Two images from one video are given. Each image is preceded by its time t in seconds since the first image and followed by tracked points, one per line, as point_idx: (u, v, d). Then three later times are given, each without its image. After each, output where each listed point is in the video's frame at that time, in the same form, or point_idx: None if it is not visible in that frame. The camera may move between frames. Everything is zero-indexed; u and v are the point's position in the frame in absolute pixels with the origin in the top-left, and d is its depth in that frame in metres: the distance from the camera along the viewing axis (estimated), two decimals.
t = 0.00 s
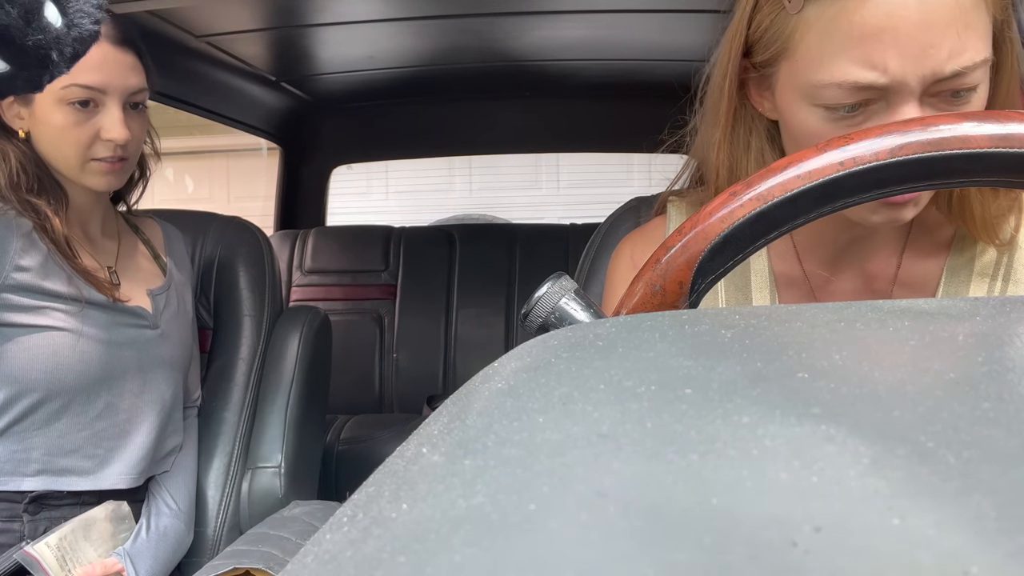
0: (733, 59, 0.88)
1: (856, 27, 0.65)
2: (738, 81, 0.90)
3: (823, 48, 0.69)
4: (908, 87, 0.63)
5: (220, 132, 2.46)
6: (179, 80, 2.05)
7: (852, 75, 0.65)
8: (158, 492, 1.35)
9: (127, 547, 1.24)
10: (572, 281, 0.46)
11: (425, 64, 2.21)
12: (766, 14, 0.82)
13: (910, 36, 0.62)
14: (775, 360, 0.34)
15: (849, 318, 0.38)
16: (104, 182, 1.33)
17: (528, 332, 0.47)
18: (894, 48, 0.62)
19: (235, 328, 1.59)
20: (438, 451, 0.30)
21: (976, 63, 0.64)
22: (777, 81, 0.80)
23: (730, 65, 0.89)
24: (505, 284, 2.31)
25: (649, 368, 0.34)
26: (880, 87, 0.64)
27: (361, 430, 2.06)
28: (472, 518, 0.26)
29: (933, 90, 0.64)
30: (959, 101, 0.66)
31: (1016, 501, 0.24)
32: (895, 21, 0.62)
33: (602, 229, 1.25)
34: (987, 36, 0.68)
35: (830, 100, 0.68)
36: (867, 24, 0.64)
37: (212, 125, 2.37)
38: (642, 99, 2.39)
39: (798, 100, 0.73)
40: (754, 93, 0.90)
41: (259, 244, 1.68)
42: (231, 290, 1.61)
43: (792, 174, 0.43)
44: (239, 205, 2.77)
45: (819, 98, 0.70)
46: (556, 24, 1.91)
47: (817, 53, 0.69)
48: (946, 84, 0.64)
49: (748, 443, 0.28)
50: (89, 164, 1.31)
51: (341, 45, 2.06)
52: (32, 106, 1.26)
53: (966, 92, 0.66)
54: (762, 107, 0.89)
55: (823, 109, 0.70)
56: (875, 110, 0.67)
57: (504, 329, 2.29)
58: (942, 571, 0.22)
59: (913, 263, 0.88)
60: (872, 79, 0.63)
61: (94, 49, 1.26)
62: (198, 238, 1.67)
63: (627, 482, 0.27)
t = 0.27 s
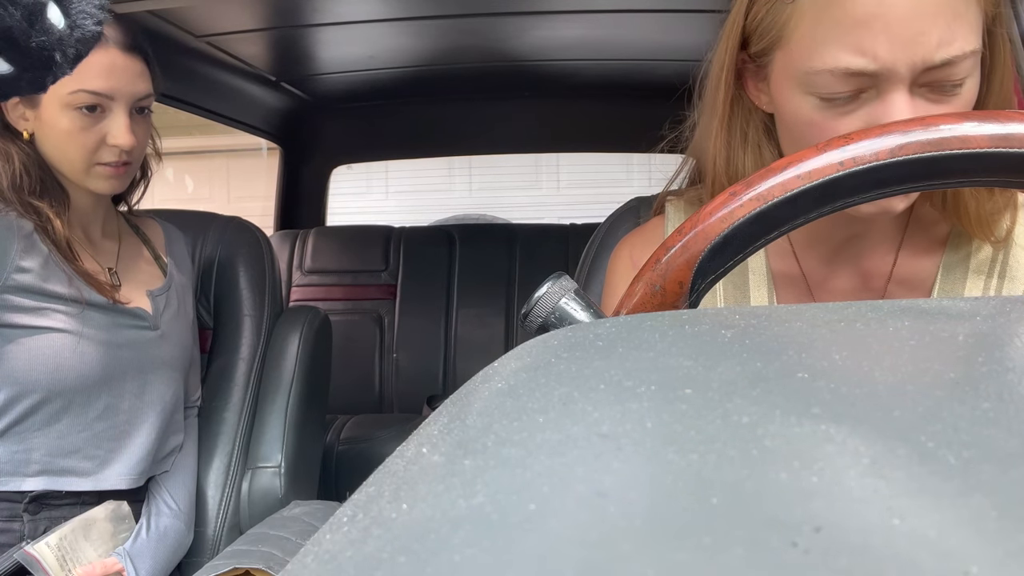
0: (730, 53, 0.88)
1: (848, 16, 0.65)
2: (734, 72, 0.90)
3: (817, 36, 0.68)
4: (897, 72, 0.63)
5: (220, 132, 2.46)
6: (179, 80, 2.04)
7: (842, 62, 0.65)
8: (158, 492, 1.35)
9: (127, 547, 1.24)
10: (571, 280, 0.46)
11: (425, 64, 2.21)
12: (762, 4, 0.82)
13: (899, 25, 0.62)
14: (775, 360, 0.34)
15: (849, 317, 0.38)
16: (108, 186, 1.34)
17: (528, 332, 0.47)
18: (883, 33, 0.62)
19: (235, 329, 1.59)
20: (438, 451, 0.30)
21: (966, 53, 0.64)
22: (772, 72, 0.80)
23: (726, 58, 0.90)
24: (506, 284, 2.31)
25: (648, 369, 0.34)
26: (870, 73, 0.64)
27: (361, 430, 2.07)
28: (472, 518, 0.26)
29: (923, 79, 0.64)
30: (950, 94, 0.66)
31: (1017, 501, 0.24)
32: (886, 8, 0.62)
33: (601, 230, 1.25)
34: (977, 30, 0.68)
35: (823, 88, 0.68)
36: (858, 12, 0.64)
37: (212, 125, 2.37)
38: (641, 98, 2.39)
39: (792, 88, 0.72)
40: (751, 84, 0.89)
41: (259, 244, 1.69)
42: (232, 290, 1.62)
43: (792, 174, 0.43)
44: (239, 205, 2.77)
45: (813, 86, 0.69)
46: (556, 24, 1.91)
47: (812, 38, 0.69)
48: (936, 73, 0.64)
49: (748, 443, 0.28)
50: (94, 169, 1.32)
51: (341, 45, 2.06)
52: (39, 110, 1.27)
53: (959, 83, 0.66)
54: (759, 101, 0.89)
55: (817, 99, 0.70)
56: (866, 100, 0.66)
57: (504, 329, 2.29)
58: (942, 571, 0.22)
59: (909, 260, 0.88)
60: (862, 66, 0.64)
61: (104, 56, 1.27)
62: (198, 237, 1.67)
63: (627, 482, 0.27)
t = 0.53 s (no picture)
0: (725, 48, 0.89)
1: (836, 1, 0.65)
2: (727, 64, 0.91)
3: (807, 24, 0.69)
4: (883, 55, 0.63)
5: (220, 132, 2.46)
6: (179, 80, 2.05)
7: (831, 47, 0.66)
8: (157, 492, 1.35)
9: (127, 547, 1.24)
10: (571, 280, 0.46)
11: (425, 64, 2.21)
12: None
13: (887, 9, 0.62)
14: (775, 361, 0.34)
15: (849, 318, 0.38)
16: (108, 189, 1.33)
17: (528, 332, 0.47)
18: (869, 17, 0.63)
19: (235, 329, 1.59)
20: (438, 451, 0.30)
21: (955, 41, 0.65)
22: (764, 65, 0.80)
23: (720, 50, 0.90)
24: (506, 284, 2.31)
25: (648, 369, 0.34)
26: (858, 58, 0.64)
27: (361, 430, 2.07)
28: (472, 518, 0.26)
29: (911, 66, 0.64)
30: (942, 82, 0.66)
31: (1016, 501, 0.24)
32: None
33: (599, 231, 1.25)
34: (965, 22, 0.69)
35: (812, 73, 0.68)
36: None
37: (212, 125, 2.37)
38: (641, 98, 2.39)
39: (784, 76, 0.72)
40: (745, 77, 0.90)
41: (259, 244, 1.69)
42: (232, 290, 1.62)
43: (792, 174, 0.43)
44: (239, 206, 2.77)
45: (803, 72, 0.69)
46: (556, 24, 1.91)
47: (803, 24, 0.69)
48: (923, 60, 0.64)
49: (748, 443, 0.28)
50: (95, 172, 1.31)
51: (341, 45, 2.06)
52: (40, 112, 1.26)
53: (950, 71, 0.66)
54: (753, 94, 0.89)
55: (807, 84, 0.70)
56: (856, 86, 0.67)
57: (504, 329, 2.29)
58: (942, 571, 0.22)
59: (907, 260, 0.88)
60: (850, 51, 0.64)
61: (104, 56, 1.25)
62: (198, 238, 1.67)
63: (628, 482, 0.27)
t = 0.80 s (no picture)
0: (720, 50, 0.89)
1: None
2: (722, 67, 0.91)
3: (796, 21, 0.69)
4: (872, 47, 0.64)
5: (220, 132, 2.46)
6: (179, 80, 2.05)
7: (820, 43, 0.66)
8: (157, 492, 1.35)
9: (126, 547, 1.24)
10: (571, 280, 0.46)
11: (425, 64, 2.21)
12: None
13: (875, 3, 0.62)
14: (775, 361, 0.34)
15: (849, 318, 0.38)
16: (107, 190, 1.34)
17: (528, 332, 0.47)
18: (857, 12, 0.63)
19: (236, 329, 1.59)
20: (438, 452, 0.30)
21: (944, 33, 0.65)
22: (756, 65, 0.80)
23: (713, 51, 0.91)
24: (506, 284, 2.31)
25: (648, 369, 0.34)
26: (849, 53, 0.65)
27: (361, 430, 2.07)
28: (472, 518, 0.26)
29: (900, 60, 0.65)
30: (931, 75, 0.66)
31: (1017, 501, 0.24)
32: None
33: (599, 232, 1.25)
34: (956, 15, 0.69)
35: (803, 72, 0.69)
36: None
37: (212, 125, 2.37)
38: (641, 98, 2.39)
39: (776, 75, 0.72)
40: (739, 79, 0.90)
41: (259, 244, 1.69)
42: (231, 290, 1.62)
43: (792, 174, 0.43)
44: (239, 206, 2.77)
45: (795, 70, 0.70)
46: (556, 24, 1.91)
47: (790, 23, 0.70)
48: (914, 53, 0.64)
49: (748, 443, 0.28)
50: (94, 172, 1.31)
51: (341, 45, 2.06)
52: (40, 112, 1.26)
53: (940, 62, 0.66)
54: (750, 97, 0.89)
55: (799, 82, 0.70)
56: (848, 82, 0.67)
57: (504, 329, 2.30)
58: (942, 572, 0.22)
59: (905, 258, 0.87)
60: (838, 47, 0.65)
61: (103, 58, 1.26)
62: (197, 238, 1.67)
63: (628, 482, 0.27)
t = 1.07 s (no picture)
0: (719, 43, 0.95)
1: None
2: (720, 60, 0.97)
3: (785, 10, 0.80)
4: (851, 37, 0.75)
5: (220, 132, 2.46)
6: (179, 80, 2.04)
7: (804, 27, 0.77)
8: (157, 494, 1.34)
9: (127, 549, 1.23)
10: (571, 281, 0.46)
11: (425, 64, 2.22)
12: None
13: None
14: (775, 361, 0.34)
15: (849, 318, 0.38)
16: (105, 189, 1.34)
17: (528, 332, 0.47)
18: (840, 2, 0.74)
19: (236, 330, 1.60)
20: (438, 451, 0.30)
21: (918, 19, 0.76)
22: (749, 53, 0.90)
23: (711, 43, 0.96)
24: (505, 284, 2.31)
25: (648, 369, 0.34)
26: (830, 35, 0.76)
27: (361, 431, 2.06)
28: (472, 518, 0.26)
29: (880, 44, 0.75)
30: (908, 57, 0.77)
31: (1017, 501, 0.24)
32: None
33: (601, 231, 1.25)
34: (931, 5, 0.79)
35: (792, 53, 0.79)
36: None
37: (212, 125, 2.37)
38: (640, 99, 2.39)
39: (767, 58, 0.83)
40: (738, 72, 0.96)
41: (259, 245, 1.68)
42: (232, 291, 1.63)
43: (792, 174, 0.43)
44: (239, 206, 2.77)
45: (783, 54, 0.81)
46: (556, 24, 1.91)
47: (779, 12, 0.81)
48: (889, 37, 0.75)
49: (748, 443, 0.28)
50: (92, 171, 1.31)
51: (341, 45, 2.06)
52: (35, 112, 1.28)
53: (918, 45, 0.77)
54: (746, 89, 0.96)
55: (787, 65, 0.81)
56: (831, 64, 0.78)
57: (504, 330, 2.28)
58: (942, 572, 0.22)
59: (900, 253, 0.88)
60: (823, 29, 0.76)
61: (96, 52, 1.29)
62: (197, 240, 1.67)
63: (628, 482, 0.27)
